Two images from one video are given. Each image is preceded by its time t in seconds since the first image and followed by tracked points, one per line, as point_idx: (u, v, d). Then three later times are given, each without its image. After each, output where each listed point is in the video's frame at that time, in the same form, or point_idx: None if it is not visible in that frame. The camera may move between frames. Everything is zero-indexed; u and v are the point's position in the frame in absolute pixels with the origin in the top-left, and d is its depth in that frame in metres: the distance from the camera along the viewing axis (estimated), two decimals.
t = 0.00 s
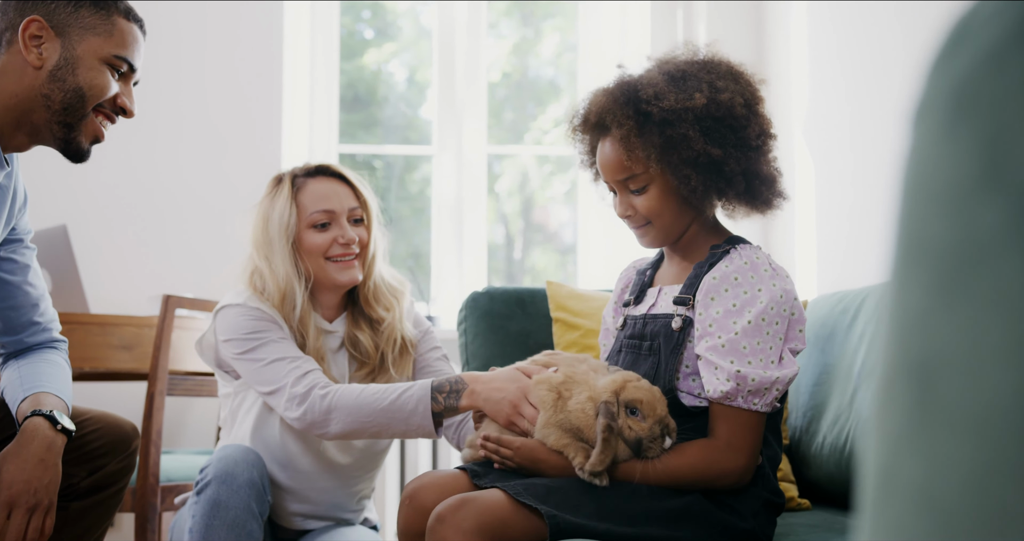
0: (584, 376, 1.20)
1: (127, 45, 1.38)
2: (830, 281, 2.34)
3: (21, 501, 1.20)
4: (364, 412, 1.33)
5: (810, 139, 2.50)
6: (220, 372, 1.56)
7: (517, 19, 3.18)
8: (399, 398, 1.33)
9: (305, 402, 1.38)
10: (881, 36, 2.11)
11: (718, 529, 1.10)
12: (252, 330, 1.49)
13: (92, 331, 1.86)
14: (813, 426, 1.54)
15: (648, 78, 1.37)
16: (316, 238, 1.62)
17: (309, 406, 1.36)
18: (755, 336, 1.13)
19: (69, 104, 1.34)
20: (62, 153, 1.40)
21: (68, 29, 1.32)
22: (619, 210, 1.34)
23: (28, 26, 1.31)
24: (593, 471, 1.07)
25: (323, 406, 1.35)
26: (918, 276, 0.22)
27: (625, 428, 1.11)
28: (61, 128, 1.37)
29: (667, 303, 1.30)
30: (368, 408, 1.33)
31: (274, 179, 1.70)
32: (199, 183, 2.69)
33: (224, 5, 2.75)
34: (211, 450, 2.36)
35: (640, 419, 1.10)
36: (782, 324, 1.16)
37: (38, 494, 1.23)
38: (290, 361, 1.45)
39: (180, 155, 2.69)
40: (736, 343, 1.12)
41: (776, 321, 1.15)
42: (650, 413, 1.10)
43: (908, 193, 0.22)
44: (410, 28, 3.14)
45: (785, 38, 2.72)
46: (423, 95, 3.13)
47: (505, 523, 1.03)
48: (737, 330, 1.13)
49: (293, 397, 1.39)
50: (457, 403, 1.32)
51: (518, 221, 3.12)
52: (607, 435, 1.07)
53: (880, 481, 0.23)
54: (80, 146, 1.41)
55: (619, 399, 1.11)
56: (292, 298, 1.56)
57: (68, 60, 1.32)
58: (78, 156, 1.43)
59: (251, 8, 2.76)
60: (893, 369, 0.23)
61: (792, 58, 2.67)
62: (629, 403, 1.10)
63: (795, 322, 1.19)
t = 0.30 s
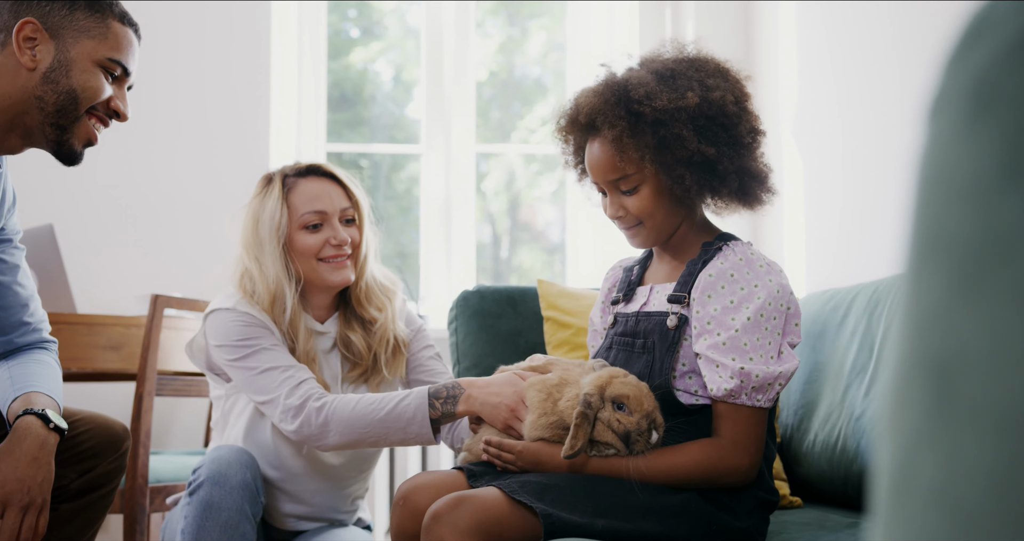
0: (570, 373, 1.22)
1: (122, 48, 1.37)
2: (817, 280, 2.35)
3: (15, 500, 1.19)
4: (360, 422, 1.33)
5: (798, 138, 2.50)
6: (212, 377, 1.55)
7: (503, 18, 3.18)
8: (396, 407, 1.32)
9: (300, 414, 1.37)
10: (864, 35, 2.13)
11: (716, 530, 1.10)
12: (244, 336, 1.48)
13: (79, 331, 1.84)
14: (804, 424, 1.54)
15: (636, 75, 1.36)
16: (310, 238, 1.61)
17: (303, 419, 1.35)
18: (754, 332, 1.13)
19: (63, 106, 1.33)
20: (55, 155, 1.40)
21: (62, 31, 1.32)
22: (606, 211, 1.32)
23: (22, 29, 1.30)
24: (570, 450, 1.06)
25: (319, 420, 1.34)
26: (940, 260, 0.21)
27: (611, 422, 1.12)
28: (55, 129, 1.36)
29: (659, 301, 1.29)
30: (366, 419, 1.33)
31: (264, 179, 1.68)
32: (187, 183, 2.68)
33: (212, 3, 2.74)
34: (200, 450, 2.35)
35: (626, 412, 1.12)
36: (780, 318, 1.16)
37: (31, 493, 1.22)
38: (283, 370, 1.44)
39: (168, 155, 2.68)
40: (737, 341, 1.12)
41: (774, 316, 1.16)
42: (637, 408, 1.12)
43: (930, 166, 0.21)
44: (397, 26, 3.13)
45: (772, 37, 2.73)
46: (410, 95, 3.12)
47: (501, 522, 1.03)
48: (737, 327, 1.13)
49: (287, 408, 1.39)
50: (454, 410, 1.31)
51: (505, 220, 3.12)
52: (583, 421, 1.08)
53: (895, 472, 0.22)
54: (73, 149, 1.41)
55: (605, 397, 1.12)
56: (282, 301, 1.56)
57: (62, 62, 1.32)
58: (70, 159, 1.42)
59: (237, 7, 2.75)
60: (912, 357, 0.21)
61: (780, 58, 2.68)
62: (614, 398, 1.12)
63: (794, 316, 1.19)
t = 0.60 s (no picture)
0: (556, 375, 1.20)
1: (113, 57, 1.36)
2: (802, 281, 2.36)
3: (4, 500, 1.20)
4: (348, 437, 1.32)
5: (783, 140, 2.51)
6: (198, 382, 1.55)
7: (486, 19, 3.17)
8: (381, 419, 1.30)
9: (287, 434, 1.36)
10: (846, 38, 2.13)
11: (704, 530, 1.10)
12: (230, 347, 1.47)
13: (63, 334, 1.83)
14: (792, 425, 1.54)
15: (616, 81, 1.35)
16: (296, 242, 1.60)
17: (293, 440, 1.35)
18: (736, 339, 1.13)
19: (53, 113, 1.32)
20: (43, 162, 1.39)
21: (53, 38, 1.31)
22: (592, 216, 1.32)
23: (13, 34, 1.29)
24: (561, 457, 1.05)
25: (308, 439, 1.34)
26: (959, 261, 0.20)
27: (598, 433, 1.11)
28: (43, 136, 1.36)
29: (647, 306, 1.29)
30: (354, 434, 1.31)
31: (243, 185, 1.67)
32: (184, 185, 2.67)
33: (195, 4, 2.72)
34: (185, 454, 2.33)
35: (613, 424, 1.12)
36: (764, 326, 1.16)
37: (19, 494, 1.22)
38: (269, 384, 1.43)
39: (155, 156, 2.66)
40: (717, 347, 1.12)
41: (758, 323, 1.15)
42: (623, 421, 1.12)
43: (944, 155, 0.19)
44: (380, 28, 3.12)
45: (757, 41, 2.74)
46: (393, 96, 3.11)
47: (490, 524, 1.03)
48: (717, 335, 1.13)
49: (275, 427, 1.38)
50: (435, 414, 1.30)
51: (488, 221, 3.11)
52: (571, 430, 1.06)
53: (904, 485, 0.21)
54: (61, 156, 1.41)
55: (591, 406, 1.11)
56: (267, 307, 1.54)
57: (53, 69, 1.31)
58: (58, 166, 1.42)
59: (232, 9, 2.74)
60: (922, 364, 0.20)
61: (765, 60, 2.69)
62: (601, 411, 1.11)
63: (781, 323, 1.18)
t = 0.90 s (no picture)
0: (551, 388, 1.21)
1: (103, 57, 1.36)
2: (791, 281, 2.37)
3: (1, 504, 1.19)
4: (332, 449, 1.31)
5: (771, 140, 2.52)
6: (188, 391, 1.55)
7: (473, 19, 3.17)
8: (366, 427, 1.30)
9: (273, 448, 1.35)
10: (834, 39, 2.14)
11: (696, 530, 1.11)
12: (216, 358, 1.47)
13: (51, 334, 1.82)
14: (782, 424, 1.54)
15: (604, 82, 1.35)
16: (283, 249, 1.58)
17: (279, 454, 1.33)
18: (724, 336, 1.13)
19: (43, 114, 1.32)
20: (33, 162, 1.39)
21: (44, 39, 1.30)
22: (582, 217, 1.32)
23: (4, 35, 1.28)
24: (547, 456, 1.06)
25: (292, 455, 1.33)
26: (966, 246, 0.20)
27: (585, 448, 1.11)
28: (34, 136, 1.35)
29: (637, 308, 1.29)
30: (339, 444, 1.31)
31: (223, 192, 1.65)
32: (181, 186, 2.66)
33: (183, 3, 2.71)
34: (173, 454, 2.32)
35: (601, 441, 1.11)
36: (753, 325, 1.16)
37: (14, 496, 1.21)
38: (255, 397, 1.42)
39: (143, 155, 2.65)
40: (704, 343, 1.13)
41: (746, 321, 1.15)
42: (612, 436, 1.12)
43: (950, 147, 0.20)
44: (366, 29, 3.12)
45: (745, 41, 2.75)
46: (379, 96, 3.10)
47: (483, 524, 1.02)
48: (705, 332, 1.14)
49: (261, 441, 1.36)
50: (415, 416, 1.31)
51: (475, 221, 3.11)
52: (558, 434, 1.09)
53: (915, 479, 0.21)
54: (51, 156, 1.40)
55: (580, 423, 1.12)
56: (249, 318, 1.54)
57: (43, 70, 1.30)
58: (49, 166, 1.41)
59: (228, 9, 2.74)
60: (930, 354, 0.20)
61: (753, 61, 2.70)
62: (589, 426, 1.11)
63: (771, 323, 1.18)
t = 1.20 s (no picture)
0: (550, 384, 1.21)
1: (100, 56, 1.37)
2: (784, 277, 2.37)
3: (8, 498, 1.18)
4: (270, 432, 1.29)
5: (765, 137, 2.53)
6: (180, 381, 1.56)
7: (465, 14, 3.16)
8: (314, 413, 1.29)
9: (215, 424, 1.35)
10: (829, 38, 2.14)
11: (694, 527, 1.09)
12: (190, 337, 1.49)
13: (44, 327, 1.81)
14: (776, 419, 1.55)
15: (586, 82, 1.35)
16: (275, 246, 1.58)
17: (217, 431, 1.35)
18: (726, 332, 1.14)
19: (41, 112, 1.32)
20: (30, 161, 1.39)
21: (42, 37, 1.30)
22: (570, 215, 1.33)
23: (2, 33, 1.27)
24: (535, 472, 1.08)
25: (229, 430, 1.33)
26: (977, 267, 0.25)
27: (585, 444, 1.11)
28: (31, 135, 1.35)
29: (631, 303, 1.29)
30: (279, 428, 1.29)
31: (217, 187, 1.65)
32: (177, 181, 2.65)
33: None
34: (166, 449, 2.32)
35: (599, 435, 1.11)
36: (750, 319, 1.17)
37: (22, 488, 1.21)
38: (213, 376, 1.43)
39: (136, 150, 2.64)
40: (707, 338, 1.13)
41: (745, 315, 1.17)
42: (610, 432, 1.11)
43: (964, 201, 0.25)
44: (358, 23, 3.10)
45: (739, 38, 2.76)
46: (370, 91, 3.09)
47: (481, 520, 1.03)
48: (708, 326, 1.14)
49: (206, 415, 1.37)
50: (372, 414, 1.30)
51: (466, 216, 3.10)
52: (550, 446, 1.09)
53: (929, 463, 0.27)
54: (50, 155, 1.40)
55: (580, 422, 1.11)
56: (230, 318, 1.54)
57: (41, 68, 1.30)
58: (45, 165, 1.41)
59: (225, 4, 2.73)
60: (944, 354, 0.26)
61: (746, 58, 2.70)
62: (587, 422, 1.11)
63: (767, 316, 1.20)
